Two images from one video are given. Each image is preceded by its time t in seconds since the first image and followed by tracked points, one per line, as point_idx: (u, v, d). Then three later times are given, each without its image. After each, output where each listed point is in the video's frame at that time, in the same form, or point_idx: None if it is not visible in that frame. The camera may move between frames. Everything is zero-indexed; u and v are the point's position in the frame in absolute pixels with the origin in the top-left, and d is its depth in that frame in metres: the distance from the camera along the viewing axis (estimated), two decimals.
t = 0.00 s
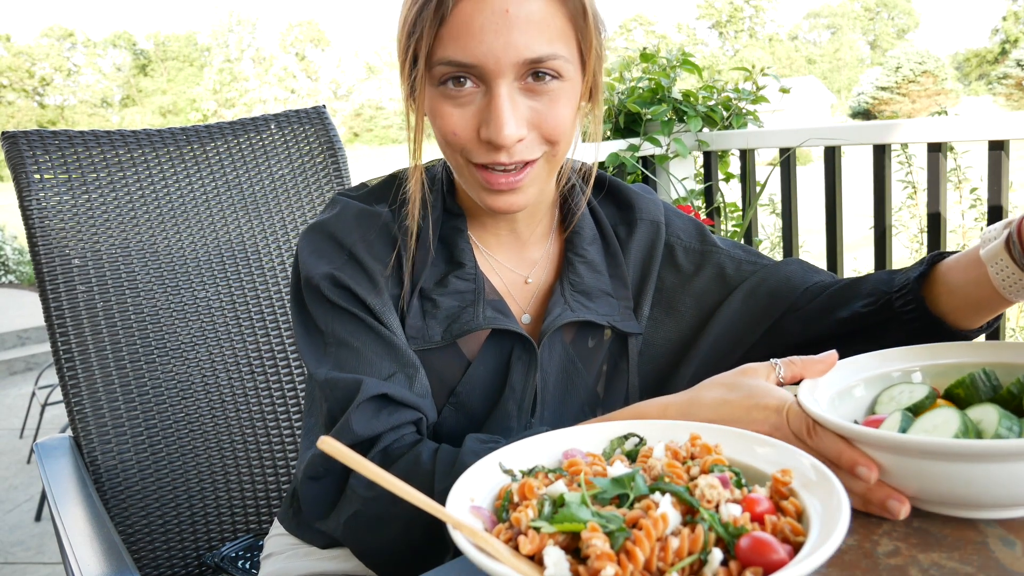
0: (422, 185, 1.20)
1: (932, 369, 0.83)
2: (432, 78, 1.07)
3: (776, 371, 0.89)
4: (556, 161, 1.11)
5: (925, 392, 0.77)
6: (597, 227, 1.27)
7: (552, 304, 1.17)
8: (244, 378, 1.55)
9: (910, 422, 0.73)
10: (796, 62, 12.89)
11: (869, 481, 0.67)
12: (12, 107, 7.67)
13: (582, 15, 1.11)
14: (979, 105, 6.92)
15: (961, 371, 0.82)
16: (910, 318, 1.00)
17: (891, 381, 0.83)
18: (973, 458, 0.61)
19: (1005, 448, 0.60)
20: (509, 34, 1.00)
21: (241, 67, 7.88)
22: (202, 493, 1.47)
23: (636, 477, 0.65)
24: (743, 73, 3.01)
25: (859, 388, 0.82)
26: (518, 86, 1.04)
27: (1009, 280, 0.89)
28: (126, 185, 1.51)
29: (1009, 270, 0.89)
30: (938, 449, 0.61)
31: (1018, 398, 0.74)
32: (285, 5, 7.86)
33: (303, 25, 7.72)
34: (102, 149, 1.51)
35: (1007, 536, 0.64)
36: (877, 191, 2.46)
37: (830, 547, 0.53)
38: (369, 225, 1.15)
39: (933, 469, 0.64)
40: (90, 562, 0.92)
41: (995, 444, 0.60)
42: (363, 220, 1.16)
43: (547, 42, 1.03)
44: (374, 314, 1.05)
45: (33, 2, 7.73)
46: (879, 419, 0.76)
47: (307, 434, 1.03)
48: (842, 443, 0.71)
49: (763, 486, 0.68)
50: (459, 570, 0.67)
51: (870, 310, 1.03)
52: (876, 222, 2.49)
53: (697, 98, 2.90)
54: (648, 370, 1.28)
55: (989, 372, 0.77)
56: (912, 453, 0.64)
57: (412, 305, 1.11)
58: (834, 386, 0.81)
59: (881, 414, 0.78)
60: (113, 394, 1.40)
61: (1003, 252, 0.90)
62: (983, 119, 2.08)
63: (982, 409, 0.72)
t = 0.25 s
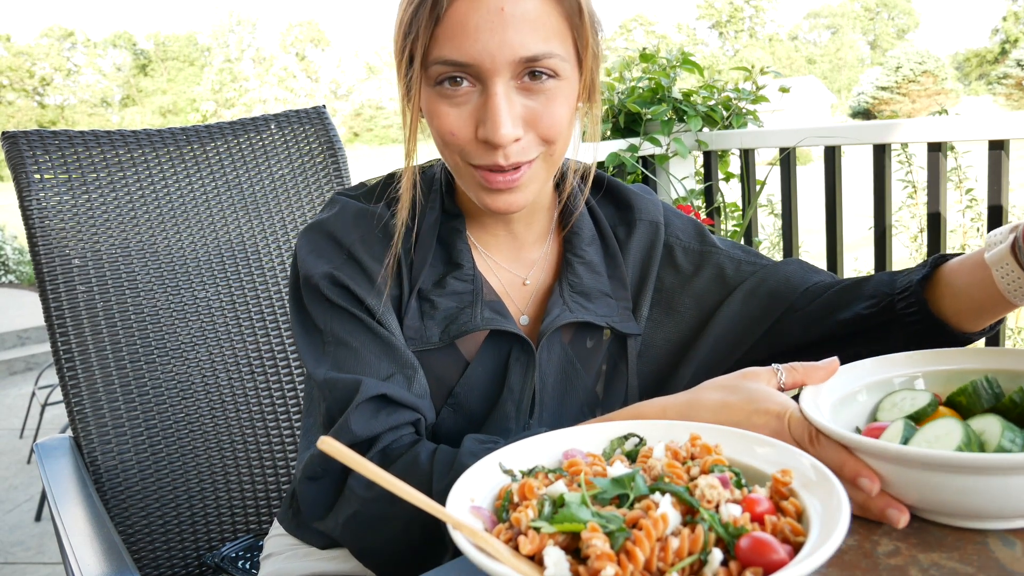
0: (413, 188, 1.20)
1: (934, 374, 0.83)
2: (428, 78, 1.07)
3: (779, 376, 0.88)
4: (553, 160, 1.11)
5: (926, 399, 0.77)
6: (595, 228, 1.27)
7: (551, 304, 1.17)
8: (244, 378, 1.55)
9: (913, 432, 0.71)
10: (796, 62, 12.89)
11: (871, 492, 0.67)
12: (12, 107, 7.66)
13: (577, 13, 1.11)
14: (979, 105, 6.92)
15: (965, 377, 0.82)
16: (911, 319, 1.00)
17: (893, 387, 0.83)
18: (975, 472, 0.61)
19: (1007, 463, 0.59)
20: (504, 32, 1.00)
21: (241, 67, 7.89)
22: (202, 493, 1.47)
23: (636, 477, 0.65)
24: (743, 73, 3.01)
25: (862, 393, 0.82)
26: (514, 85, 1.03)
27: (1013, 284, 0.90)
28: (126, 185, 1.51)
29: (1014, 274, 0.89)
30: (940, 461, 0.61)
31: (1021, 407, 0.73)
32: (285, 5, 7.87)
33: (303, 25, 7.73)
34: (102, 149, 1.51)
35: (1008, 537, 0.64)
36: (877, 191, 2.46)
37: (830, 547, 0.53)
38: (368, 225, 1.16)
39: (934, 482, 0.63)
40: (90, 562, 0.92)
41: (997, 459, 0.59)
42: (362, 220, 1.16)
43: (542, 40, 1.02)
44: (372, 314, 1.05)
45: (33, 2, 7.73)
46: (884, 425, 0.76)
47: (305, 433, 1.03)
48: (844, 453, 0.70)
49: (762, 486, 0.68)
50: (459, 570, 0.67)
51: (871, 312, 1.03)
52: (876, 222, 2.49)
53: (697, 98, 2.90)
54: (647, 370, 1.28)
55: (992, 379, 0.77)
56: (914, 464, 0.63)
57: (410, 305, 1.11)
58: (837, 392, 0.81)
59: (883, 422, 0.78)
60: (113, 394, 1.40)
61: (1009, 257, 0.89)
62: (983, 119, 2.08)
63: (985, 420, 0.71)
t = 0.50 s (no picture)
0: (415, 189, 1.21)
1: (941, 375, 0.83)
2: (430, 77, 1.06)
3: (782, 375, 0.89)
4: (553, 160, 1.11)
5: (929, 399, 0.76)
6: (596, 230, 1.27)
7: (551, 304, 1.17)
8: (244, 378, 1.55)
9: (918, 436, 0.69)
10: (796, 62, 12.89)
11: (875, 495, 0.66)
12: (12, 107, 7.63)
13: (578, 12, 1.11)
14: (979, 105, 6.92)
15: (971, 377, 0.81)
16: (915, 322, 1.00)
17: (896, 386, 0.83)
18: (976, 481, 0.60)
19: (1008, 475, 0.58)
20: (506, 31, 1.00)
21: (241, 67, 7.88)
22: (202, 493, 1.47)
23: (636, 477, 0.65)
24: (743, 73, 3.01)
25: (865, 392, 0.82)
26: (516, 83, 1.03)
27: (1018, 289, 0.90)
28: (126, 185, 1.51)
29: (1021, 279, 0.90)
30: (945, 470, 0.60)
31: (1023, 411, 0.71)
32: (285, 5, 7.87)
33: (303, 25, 7.74)
34: (102, 149, 1.51)
35: (1009, 537, 0.64)
36: (877, 191, 2.46)
37: (830, 547, 0.53)
38: (367, 225, 1.16)
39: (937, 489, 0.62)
40: (90, 562, 0.92)
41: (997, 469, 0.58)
42: (361, 220, 1.16)
43: (544, 39, 1.02)
44: (372, 315, 1.05)
45: (33, 2, 7.73)
46: (885, 424, 0.76)
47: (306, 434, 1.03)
48: (848, 454, 0.70)
49: (762, 486, 0.68)
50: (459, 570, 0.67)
51: (874, 314, 1.03)
52: (876, 222, 2.49)
53: (697, 98, 2.89)
54: (649, 371, 1.28)
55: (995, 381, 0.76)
56: (917, 471, 0.62)
57: (409, 306, 1.12)
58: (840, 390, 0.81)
59: (886, 422, 0.77)
60: (113, 394, 1.40)
61: (1017, 263, 0.90)
62: (983, 119, 2.08)
63: (992, 427, 0.68)
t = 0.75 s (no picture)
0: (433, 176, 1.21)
1: (945, 376, 0.82)
2: (457, 71, 1.03)
3: (785, 375, 0.89)
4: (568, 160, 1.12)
5: (931, 400, 0.76)
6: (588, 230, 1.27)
7: (545, 305, 1.17)
8: (244, 378, 1.55)
9: (920, 436, 0.69)
10: (795, 62, 12.89)
11: (876, 492, 0.66)
12: (12, 107, 7.58)
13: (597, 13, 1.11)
14: (979, 105, 6.92)
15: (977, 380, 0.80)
16: (914, 323, 1.00)
17: (898, 387, 0.83)
18: (978, 481, 0.59)
19: (1010, 476, 0.58)
20: (551, 30, 0.99)
21: (241, 67, 7.88)
22: (202, 493, 1.47)
23: (636, 477, 0.65)
24: (743, 73, 3.01)
25: (866, 391, 0.82)
26: (549, 83, 1.03)
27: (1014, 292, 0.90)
28: (126, 185, 1.51)
29: (1017, 283, 0.89)
30: (946, 470, 0.60)
31: None
32: (285, 5, 7.87)
33: (303, 26, 7.77)
34: (102, 149, 1.51)
35: (1009, 537, 0.64)
36: (877, 191, 2.46)
37: (829, 547, 0.53)
38: (361, 227, 1.16)
39: (937, 488, 0.62)
40: (90, 562, 0.92)
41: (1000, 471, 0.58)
42: (355, 221, 1.16)
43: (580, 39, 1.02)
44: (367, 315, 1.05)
45: (33, 2, 7.73)
46: (887, 425, 0.75)
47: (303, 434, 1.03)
48: (850, 452, 0.70)
49: (762, 486, 0.68)
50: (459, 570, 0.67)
51: (871, 316, 1.03)
52: (876, 222, 2.49)
53: (697, 98, 2.89)
54: (647, 372, 1.28)
55: (999, 385, 0.75)
56: (919, 471, 0.62)
57: (402, 307, 1.12)
58: (842, 389, 0.81)
59: (887, 421, 0.77)
60: (113, 394, 1.40)
61: (1013, 267, 0.89)
62: (983, 120, 2.08)
63: (994, 429, 0.68)
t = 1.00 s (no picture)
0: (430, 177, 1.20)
1: (947, 376, 0.82)
2: (471, 60, 1.02)
3: (785, 376, 0.89)
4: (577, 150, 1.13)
5: (932, 400, 0.75)
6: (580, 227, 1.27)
7: (539, 303, 1.16)
8: (244, 378, 1.55)
9: (920, 436, 0.69)
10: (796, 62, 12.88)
11: (877, 492, 0.66)
12: (11, 106, 7.55)
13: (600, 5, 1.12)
14: (979, 105, 6.92)
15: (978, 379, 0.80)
16: (906, 317, 1.00)
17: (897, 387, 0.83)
18: (978, 482, 0.59)
19: (1011, 475, 0.58)
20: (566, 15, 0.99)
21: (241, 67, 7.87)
22: (202, 493, 1.47)
23: (636, 477, 0.65)
24: (743, 73, 3.01)
25: (866, 390, 0.82)
26: (560, 71, 1.03)
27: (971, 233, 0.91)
28: (126, 185, 1.51)
29: (963, 221, 0.91)
30: (947, 470, 0.60)
31: None
32: (285, 5, 7.87)
33: (303, 26, 7.78)
34: (102, 149, 1.51)
35: (1009, 537, 0.63)
36: (877, 191, 2.46)
37: (829, 547, 0.53)
38: (355, 226, 1.15)
39: (938, 489, 0.62)
40: (90, 562, 0.92)
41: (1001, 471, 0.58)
42: (349, 222, 1.15)
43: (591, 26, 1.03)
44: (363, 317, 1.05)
45: (32, 2, 7.73)
46: (886, 425, 0.75)
47: (299, 436, 1.03)
48: (851, 453, 0.71)
49: (763, 486, 0.68)
50: (459, 570, 0.67)
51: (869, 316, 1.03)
52: (876, 222, 2.49)
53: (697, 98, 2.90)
54: (644, 371, 1.28)
55: (997, 386, 0.75)
56: (920, 471, 0.62)
57: (397, 307, 1.12)
58: (842, 388, 0.81)
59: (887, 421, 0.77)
60: (113, 394, 1.40)
61: (952, 207, 0.92)
62: (983, 119, 2.08)
63: (994, 429, 0.68)
